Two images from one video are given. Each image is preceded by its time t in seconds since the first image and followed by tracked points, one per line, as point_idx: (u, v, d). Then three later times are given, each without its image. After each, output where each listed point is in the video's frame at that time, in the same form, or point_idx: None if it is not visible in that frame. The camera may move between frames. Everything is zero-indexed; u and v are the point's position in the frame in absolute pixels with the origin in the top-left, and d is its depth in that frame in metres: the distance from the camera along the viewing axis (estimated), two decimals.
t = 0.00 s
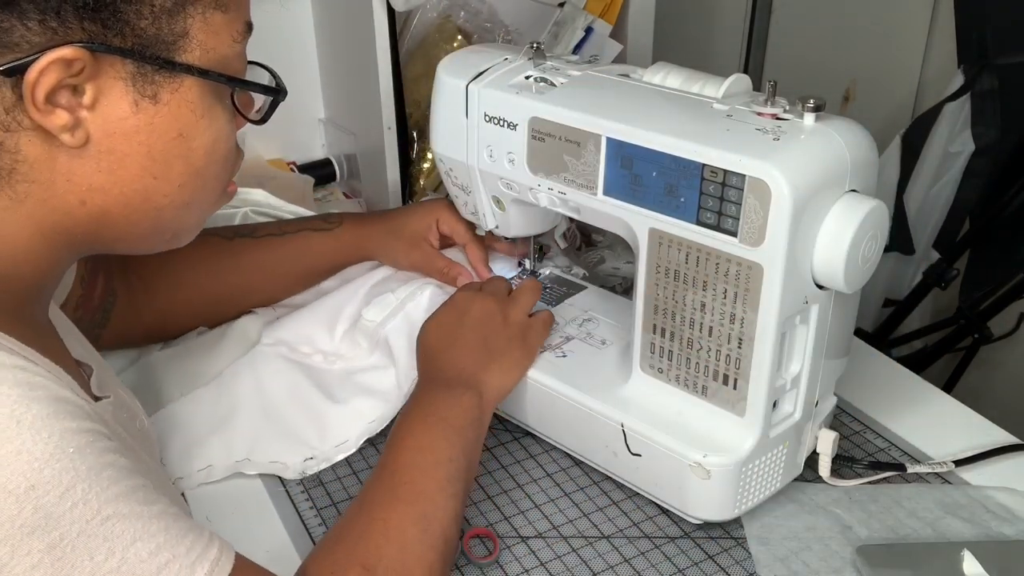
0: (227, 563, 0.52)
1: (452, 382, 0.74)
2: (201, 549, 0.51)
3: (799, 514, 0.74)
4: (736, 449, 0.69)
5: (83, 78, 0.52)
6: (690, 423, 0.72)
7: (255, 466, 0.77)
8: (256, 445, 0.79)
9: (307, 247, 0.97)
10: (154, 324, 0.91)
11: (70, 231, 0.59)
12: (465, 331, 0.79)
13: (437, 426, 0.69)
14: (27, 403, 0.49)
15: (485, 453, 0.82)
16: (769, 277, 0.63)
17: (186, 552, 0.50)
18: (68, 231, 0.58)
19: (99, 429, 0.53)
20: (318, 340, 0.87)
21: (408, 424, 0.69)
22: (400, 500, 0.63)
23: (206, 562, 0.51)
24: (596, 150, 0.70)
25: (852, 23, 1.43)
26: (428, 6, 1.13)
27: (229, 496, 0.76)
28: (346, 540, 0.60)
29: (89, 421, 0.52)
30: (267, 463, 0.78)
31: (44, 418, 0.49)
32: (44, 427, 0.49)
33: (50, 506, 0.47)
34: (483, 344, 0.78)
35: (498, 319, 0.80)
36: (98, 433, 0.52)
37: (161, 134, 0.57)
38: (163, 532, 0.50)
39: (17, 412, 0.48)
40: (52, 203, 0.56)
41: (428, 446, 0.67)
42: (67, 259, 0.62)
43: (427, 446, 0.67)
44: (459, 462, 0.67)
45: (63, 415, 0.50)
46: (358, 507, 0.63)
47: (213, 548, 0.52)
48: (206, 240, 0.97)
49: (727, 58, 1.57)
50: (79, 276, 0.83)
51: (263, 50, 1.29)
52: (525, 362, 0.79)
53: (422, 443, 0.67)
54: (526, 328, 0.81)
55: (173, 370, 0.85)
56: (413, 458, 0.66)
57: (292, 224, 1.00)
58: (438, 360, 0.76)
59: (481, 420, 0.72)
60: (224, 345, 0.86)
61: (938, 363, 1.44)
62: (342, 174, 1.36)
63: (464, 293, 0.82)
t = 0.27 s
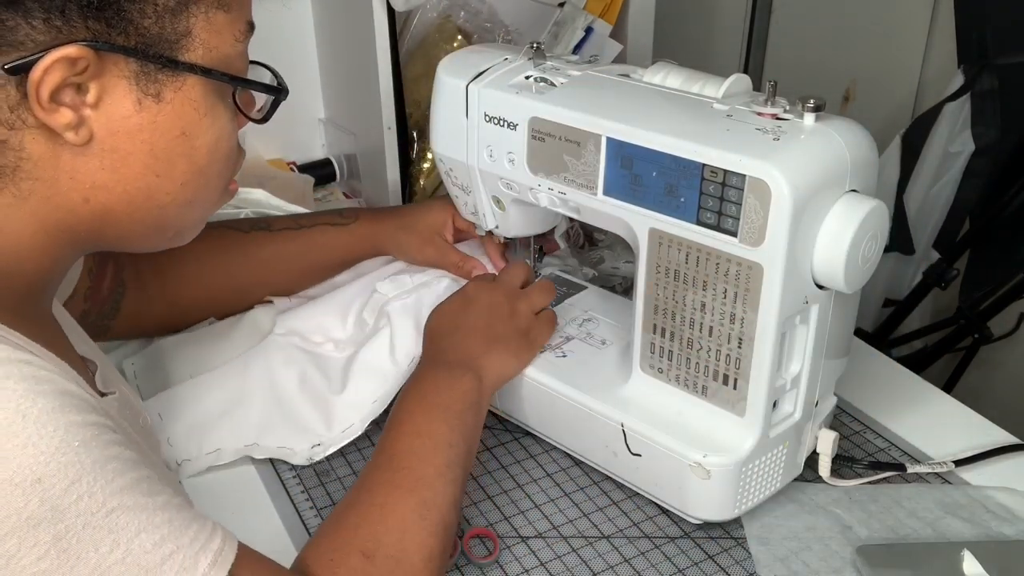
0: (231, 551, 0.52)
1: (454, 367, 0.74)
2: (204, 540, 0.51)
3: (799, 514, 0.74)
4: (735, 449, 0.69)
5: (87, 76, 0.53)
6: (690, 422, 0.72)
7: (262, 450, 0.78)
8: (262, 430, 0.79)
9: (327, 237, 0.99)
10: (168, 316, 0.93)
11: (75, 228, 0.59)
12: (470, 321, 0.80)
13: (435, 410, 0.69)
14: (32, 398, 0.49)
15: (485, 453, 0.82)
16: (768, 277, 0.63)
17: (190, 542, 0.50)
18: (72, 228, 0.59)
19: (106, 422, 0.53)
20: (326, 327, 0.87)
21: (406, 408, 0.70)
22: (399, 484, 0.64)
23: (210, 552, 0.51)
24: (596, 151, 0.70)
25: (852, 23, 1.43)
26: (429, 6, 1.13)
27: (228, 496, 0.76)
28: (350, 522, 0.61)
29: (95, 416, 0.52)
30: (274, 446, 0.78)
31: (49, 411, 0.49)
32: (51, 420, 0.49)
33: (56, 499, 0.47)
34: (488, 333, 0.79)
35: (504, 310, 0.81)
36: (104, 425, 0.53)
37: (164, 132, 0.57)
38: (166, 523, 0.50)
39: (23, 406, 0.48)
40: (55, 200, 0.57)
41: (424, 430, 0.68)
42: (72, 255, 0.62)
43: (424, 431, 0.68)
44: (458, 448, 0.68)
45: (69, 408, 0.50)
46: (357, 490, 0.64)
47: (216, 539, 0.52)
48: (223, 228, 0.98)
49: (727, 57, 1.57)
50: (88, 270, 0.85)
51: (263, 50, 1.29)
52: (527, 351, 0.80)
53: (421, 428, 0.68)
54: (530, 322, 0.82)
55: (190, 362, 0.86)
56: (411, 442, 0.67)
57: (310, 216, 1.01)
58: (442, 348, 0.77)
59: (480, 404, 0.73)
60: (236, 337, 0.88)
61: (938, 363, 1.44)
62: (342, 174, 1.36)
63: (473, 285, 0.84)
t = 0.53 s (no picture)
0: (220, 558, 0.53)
1: (445, 418, 0.73)
2: (188, 559, 0.51)
3: (799, 514, 0.74)
4: (735, 449, 0.69)
5: (14, 64, 0.51)
6: (690, 423, 0.72)
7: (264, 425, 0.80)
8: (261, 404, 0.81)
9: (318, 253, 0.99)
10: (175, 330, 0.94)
11: (26, 220, 0.58)
12: (446, 355, 0.76)
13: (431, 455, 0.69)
14: (8, 415, 0.49)
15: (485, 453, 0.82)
16: (768, 277, 0.63)
17: (178, 558, 0.51)
18: (26, 221, 0.58)
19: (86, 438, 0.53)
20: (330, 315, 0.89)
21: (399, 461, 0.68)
22: (406, 527, 0.63)
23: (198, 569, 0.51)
24: (596, 151, 0.70)
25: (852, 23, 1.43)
26: (429, 6, 1.13)
27: (229, 497, 0.77)
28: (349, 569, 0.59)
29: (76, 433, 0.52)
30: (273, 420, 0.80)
31: (31, 428, 0.49)
32: (29, 436, 0.49)
33: (37, 515, 0.47)
34: (466, 368, 0.76)
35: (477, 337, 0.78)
36: (83, 440, 0.52)
37: (103, 118, 0.55)
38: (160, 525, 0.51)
39: None
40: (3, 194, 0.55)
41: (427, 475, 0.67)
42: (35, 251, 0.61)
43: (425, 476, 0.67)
44: (459, 491, 0.67)
45: (49, 424, 0.50)
46: (358, 532, 0.62)
47: (202, 557, 0.52)
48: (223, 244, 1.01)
49: (727, 57, 1.57)
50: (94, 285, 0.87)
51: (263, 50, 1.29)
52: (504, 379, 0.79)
53: (419, 476, 0.67)
54: (502, 340, 0.80)
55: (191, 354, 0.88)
56: (413, 491, 0.66)
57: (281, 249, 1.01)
58: (426, 394, 0.75)
59: (478, 456, 0.72)
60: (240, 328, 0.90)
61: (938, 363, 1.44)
62: (342, 174, 1.36)
63: (434, 313, 0.78)
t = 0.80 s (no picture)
0: (250, 553, 0.53)
1: (439, 428, 0.73)
2: (225, 539, 0.52)
3: (798, 514, 0.74)
4: (736, 449, 0.69)
5: (130, 72, 0.53)
6: (690, 423, 0.72)
7: (267, 435, 0.81)
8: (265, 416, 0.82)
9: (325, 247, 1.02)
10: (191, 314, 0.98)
11: (110, 219, 0.60)
12: (439, 366, 0.77)
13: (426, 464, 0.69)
14: (75, 362, 0.49)
15: (485, 453, 0.82)
16: (768, 277, 0.63)
17: (212, 536, 0.51)
18: (110, 220, 0.60)
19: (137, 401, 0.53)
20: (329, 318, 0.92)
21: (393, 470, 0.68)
22: (405, 534, 0.63)
23: (229, 549, 0.51)
24: (596, 151, 0.70)
25: (852, 23, 1.43)
26: (428, 6, 1.13)
27: (230, 496, 0.77)
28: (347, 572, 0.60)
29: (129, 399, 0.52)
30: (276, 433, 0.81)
31: (89, 378, 0.49)
32: (90, 386, 0.49)
33: (89, 461, 0.47)
34: (459, 377, 0.77)
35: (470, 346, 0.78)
36: (134, 404, 0.53)
37: (201, 126, 0.58)
38: (191, 511, 0.50)
39: (68, 369, 0.49)
40: (98, 193, 0.58)
41: (423, 481, 0.67)
42: (109, 247, 0.63)
43: (421, 481, 0.67)
44: (455, 499, 0.68)
45: (105, 378, 0.51)
46: (361, 535, 0.63)
47: (235, 539, 0.52)
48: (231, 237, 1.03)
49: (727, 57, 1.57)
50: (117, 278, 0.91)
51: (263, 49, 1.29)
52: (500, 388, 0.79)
53: (413, 483, 0.67)
54: (496, 347, 0.80)
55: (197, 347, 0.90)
56: (409, 497, 0.66)
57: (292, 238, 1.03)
58: (419, 405, 0.75)
59: (473, 464, 0.72)
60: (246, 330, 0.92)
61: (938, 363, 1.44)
62: (342, 174, 1.36)
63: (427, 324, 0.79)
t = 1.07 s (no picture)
0: (239, 553, 0.52)
1: (440, 424, 0.73)
2: (213, 539, 0.51)
3: (799, 514, 0.74)
4: (735, 449, 0.69)
5: (129, 78, 0.53)
6: (688, 424, 0.72)
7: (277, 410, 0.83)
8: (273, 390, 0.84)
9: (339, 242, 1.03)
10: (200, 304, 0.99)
11: (108, 221, 0.60)
12: (443, 363, 0.77)
13: (424, 458, 0.69)
14: (62, 365, 0.50)
15: (485, 453, 0.82)
16: (768, 277, 0.63)
17: (200, 537, 0.50)
18: (107, 224, 0.60)
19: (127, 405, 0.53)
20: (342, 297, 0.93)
21: (391, 463, 0.69)
22: (398, 527, 0.63)
23: (217, 549, 0.51)
24: (596, 151, 0.70)
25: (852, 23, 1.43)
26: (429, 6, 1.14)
27: (231, 495, 0.77)
28: (337, 563, 0.60)
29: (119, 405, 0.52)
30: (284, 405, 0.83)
31: (76, 382, 0.50)
32: (76, 389, 0.49)
33: (73, 464, 0.47)
34: (462, 375, 0.77)
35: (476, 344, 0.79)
36: (124, 407, 0.53)
37: (200, 132, 0.58)
38: (178, 511, 0.50)
39: (52, 374, 0.49)
40: (93, 197, 0.58)
41: (419, 474, 0.67)
42: (106, 251, 0.63)
43: (416, 474, 0.67)
44: (451, 495, 0.67)
45: (94, 382, 0.51)
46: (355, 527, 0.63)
47: (224, 539, 0.52)
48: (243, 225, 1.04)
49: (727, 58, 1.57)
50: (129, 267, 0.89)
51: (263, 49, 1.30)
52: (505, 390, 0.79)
53: (410, 477, 0.67)
54: (502, 347, 0.80)
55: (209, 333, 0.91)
56: (403, 490, 0.66)
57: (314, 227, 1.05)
58: (421, 402, 0.75)
59: (472, 462, 0.72)
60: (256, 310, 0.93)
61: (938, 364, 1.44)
62: (342, 174, 1.36)
63: (436, 318, 0.80)
